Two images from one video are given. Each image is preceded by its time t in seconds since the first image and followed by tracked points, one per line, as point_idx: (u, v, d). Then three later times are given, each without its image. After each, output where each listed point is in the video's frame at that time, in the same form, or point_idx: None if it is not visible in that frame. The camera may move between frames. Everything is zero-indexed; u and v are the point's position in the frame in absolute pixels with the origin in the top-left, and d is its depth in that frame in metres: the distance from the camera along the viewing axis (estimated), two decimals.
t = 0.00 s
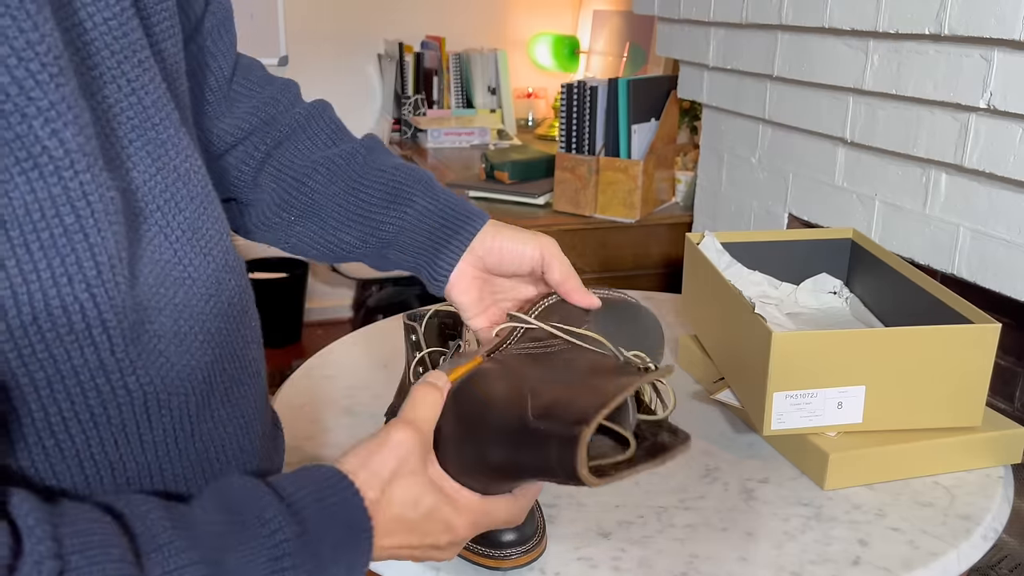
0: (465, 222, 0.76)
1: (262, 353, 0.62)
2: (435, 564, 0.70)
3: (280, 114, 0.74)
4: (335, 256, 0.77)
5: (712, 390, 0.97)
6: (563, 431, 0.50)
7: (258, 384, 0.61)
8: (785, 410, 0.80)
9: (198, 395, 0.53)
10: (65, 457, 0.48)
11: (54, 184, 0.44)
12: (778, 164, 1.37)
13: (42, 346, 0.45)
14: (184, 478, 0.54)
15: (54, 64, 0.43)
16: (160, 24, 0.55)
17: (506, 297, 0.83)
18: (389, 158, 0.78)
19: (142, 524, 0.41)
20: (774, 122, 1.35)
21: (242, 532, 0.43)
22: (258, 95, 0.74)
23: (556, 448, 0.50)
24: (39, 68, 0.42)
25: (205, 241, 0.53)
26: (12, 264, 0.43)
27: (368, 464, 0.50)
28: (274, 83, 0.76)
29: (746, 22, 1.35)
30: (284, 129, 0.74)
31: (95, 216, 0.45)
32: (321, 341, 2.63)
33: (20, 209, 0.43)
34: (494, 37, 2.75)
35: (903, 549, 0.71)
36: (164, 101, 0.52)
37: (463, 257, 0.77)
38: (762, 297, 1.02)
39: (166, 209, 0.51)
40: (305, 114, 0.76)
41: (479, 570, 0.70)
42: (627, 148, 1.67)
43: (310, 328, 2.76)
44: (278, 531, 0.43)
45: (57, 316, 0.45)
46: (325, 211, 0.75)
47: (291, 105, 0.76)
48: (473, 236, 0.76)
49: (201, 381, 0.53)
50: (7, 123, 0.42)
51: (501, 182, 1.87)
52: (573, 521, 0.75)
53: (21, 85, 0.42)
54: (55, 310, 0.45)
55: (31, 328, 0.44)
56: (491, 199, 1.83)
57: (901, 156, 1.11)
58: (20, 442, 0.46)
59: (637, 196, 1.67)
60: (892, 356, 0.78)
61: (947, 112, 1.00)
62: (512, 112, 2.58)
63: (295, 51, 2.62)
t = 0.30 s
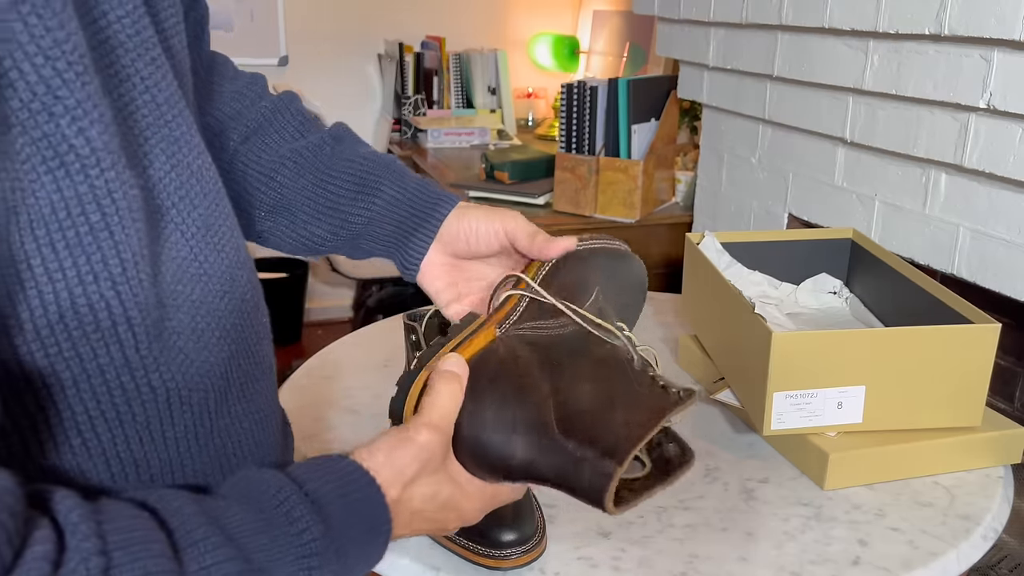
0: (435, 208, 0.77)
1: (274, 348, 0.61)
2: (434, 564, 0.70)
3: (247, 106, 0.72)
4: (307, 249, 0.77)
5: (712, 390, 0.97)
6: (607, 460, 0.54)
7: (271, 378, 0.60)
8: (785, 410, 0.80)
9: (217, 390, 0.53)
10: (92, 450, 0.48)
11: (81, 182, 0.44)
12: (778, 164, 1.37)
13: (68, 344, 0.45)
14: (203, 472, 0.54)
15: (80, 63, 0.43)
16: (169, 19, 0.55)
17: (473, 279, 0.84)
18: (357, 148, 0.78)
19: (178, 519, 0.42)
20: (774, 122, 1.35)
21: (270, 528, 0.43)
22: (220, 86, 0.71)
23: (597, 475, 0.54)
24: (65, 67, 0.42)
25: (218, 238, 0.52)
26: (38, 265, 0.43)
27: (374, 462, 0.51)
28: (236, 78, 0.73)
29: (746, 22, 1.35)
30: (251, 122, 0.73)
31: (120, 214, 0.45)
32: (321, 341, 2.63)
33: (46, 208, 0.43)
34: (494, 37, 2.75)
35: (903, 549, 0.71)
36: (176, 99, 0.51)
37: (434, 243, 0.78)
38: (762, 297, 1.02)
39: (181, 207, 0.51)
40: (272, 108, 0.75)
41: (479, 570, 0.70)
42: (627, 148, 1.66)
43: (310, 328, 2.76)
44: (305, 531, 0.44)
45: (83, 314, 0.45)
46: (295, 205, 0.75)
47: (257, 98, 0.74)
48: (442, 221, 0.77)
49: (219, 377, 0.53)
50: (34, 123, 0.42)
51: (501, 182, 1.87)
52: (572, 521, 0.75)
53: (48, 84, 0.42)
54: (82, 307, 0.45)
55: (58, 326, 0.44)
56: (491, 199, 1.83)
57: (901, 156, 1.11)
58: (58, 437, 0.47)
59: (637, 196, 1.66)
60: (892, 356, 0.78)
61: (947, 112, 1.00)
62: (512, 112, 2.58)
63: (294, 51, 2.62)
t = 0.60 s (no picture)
0: (424, 216, 0.76)
1: (280, 344, 0.61)
2: (434, 564, 0.70)
3: (236, 110, 0.72)
4: (292, 253, 0.78)
5: (712, 390, 0.97)
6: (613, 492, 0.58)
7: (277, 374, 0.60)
8: (786, 410, 0.80)
9: (227, 386, 0.53)
10: (106, 445, 0.48)
11: (94, 175, 0.44)
12: (778, 164, 1.37)
13: (82, 339, 0.45)
14: (212, 468, 0.54)
15: (95, 54, 0.43)
16: (178, 14, 0.54)
17: (470, 287, 0.83)
18: (347, 152, 0.78)
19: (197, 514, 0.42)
20: (774, 122, 1.35)
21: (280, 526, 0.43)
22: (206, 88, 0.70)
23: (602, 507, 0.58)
24: (81, 58, 0.43)
25: (229, 233, 0.53)
26: (50, 259, 0.43)
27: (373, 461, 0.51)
28: (219, 79, 0.72)
29: (746, 22, 1.35)
30: (239, 125, 0.72)
31: (134, 208, 0.45)
32: (320, 341, 2.63)
33: (60, 201, 0.43)
34: (494, 37, 2.75)
35: (903, 549, 0.71)
36: (185, 93, 0.51)
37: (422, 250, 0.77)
38: (762, 297, 1.02)
39: (193, 201, 0.51)
40: (262, 110, 0.74)
41: (479, 570, 0.70)
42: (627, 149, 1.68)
43: (310, 328, 2.76)
44: (319, 530, 0.44)
45: (97, 309, 0.45)
46: (281, 209, 0.75)
47: (247, 100, 0.73)
48: (432, 229, 0.77)
49: (230, 373, 0.53)
50: (48, 114, 0.42)
51: (501, 182, 1.87)
52: (572, 521, 0.75)
53: (64, 75, 0.42)
54: (96, 302, 0.45)
55: (72, 321, 0.45)
56: (491, 199, 1.83)
57: (901, 156, 1.11)
58: (77, 431, 0.47)
59: (637, 196, 1.67)
60: (892, 356, 0.78)
61: (947, 112, 1.00)
62: (512, 112, 2.58)
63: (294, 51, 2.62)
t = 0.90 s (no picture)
0: (417, 217, 0.75)
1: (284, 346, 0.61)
2: (434, 564, 0.70)
3: (239, 107, 0.74)
4: (288, 250, 0.78)
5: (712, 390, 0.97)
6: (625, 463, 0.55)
7: (281, 374, 0.60)
8: (785, 410, 0.80)
9: (230, 384, 0.53)
10: (108, 443, 0.48)
11: (102, 170, 0.44)
12: (778, 164, 1.37)
13: (87, 337, 0.45)
14: (213, 469, 0.54)
15: (102, 47, 0.43)
16: (190, 10, 0.55)
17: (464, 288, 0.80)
18: (346, 154, 0.78)
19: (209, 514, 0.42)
20: (774, 122, 1.35)
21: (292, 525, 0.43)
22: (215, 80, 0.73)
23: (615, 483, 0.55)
24: (88, 51, 0.43)
25: (238, 229, 0.53)
26: (56, 255, 0.43)
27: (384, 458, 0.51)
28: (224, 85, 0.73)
29: (746, 22, 1.35)
30: (237, 121, 0.74)
31: (140, 204, 0.45)
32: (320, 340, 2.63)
33: (66, 197, 0.43)
34: (494, 37, 2.75)
35: (903, 549, 0.71)
36: (195, 90, 0.52)
37: (414, 252, 0.76)
38: (762, 297, 1.02)
39: (207, 198, 0.52)
40: (262, 107, 0.75)
41: (479, 570, 0.70)
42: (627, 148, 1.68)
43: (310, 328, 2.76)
44: (331, 527, 0.44)
45: (103, 304, 0.45)
46: (274, 205, 0.76)
47: (249, 98, 0.75)
48: (426, 231, 0.75)
49: (232, 371, 0.53)
50: (55, 108, 0.42)
51: (501, 182, 1.87)
52: (572, 521, 0.75)
53: (71, 68, 0.42)
54: (102, 300, 0.45)
55: (76, 319, 0.44)
56: (491, 199, 1.83)
57: (901, 156, 1.11)
58: (79, 428, 0.47)
59: (637, 196, 1.67)
60: (892, 356, 0.78)
61: (947, 112, 1.00)
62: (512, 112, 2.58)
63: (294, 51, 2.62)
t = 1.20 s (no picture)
0: (408, 208, 0.75)
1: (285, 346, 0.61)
2: (434, 564, 0.70)
3: (231, 102, 0.74)
4: (280, 245, 0.78)
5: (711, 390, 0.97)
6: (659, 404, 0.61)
7: (282, 372, 0.60)
8: (785, 410, 0.80)
9: (233, 383, 0.53)
10: (111, 441, 0.48)
11: (106, 172, 0.44)
12: (778, 164, 1.37)
13: (90, 337, 0.45)
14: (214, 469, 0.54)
15: (106, 50, 0.43)
16: (193, 12, 0.55)
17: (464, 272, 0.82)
18: (337, 148, 0.78)
19: (194, 482, 0.42)
20: (774, 122, 1.35)
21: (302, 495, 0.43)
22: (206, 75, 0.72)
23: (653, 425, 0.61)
24: (93, 55, 0.43)
25: (242, 229, 0.53)
26: (59, 256, 0.43)
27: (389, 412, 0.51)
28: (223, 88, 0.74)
29: (746, 22, 1.35)
30: (229, 116, 0.74)
31: (144, 205, 0.45)
32: (320, 340, 2.63)
33: (71, 199, 0.43)
34: (494, 37, 2.75)
35: (903, 549, 0.71)
36: (198, 91, 0.52)
37: (409, 241, 0.76)
38: (762, 297, 1.02)
39: (208, 198, 0.52)
40: (252, 103, 0.75)
41: (479, 570, 0.70)
42: (627, 148, 1.71)
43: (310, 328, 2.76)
44: (322, 470, 0.44)
45: (105, 305, 0.45)
46: (267, 200, 0.76)
47: (238, 94, 0.75)
48: (417, 220, 0.75)
49: (235, 370, 0.53)
50: (61, 111, 0.42)
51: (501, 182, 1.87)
52: (572, 522, 0.75)
53: (77, 72, 0.42)
54: (104, 300, 0.45)
55: (79, 319, 0.44)
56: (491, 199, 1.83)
57: (901, 156, 1.11)
58: (79, 426, 0.47)
59: (637, 196, 1.66)
60: (892, 356, 0.78)
61: (947, 111, 1.00)
62: (512, 112, 2.58)
63: (295, 51, 2.62)
